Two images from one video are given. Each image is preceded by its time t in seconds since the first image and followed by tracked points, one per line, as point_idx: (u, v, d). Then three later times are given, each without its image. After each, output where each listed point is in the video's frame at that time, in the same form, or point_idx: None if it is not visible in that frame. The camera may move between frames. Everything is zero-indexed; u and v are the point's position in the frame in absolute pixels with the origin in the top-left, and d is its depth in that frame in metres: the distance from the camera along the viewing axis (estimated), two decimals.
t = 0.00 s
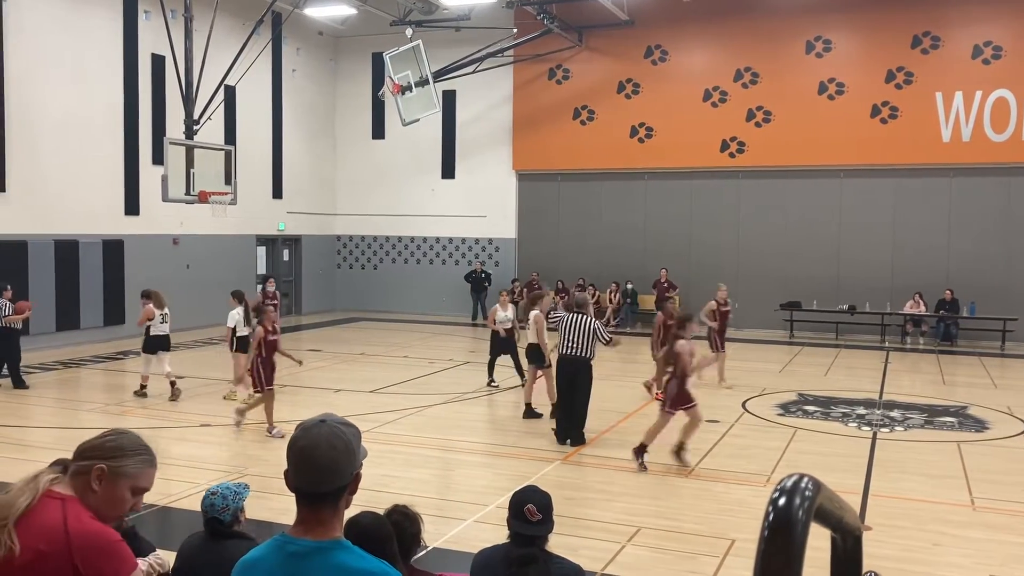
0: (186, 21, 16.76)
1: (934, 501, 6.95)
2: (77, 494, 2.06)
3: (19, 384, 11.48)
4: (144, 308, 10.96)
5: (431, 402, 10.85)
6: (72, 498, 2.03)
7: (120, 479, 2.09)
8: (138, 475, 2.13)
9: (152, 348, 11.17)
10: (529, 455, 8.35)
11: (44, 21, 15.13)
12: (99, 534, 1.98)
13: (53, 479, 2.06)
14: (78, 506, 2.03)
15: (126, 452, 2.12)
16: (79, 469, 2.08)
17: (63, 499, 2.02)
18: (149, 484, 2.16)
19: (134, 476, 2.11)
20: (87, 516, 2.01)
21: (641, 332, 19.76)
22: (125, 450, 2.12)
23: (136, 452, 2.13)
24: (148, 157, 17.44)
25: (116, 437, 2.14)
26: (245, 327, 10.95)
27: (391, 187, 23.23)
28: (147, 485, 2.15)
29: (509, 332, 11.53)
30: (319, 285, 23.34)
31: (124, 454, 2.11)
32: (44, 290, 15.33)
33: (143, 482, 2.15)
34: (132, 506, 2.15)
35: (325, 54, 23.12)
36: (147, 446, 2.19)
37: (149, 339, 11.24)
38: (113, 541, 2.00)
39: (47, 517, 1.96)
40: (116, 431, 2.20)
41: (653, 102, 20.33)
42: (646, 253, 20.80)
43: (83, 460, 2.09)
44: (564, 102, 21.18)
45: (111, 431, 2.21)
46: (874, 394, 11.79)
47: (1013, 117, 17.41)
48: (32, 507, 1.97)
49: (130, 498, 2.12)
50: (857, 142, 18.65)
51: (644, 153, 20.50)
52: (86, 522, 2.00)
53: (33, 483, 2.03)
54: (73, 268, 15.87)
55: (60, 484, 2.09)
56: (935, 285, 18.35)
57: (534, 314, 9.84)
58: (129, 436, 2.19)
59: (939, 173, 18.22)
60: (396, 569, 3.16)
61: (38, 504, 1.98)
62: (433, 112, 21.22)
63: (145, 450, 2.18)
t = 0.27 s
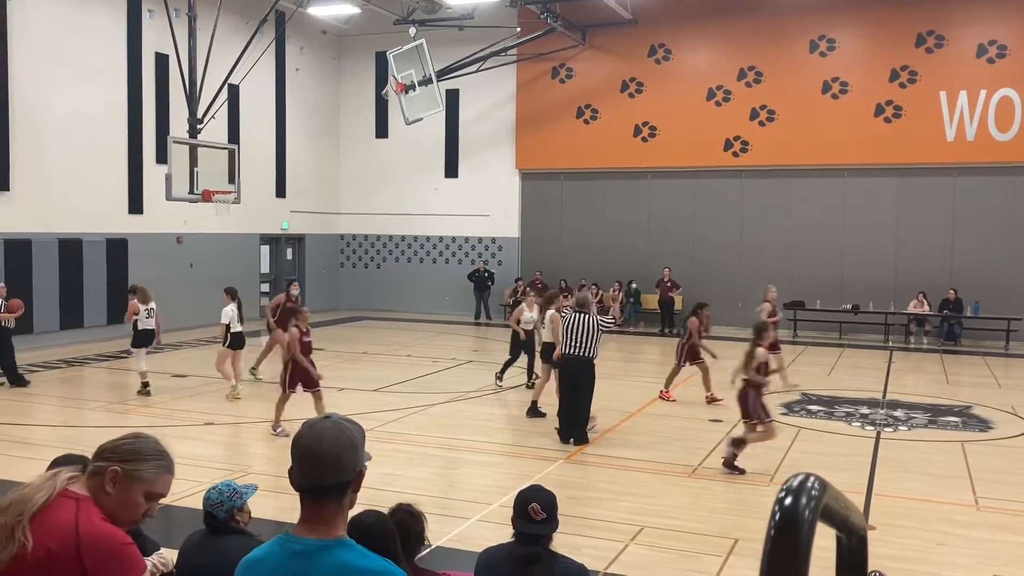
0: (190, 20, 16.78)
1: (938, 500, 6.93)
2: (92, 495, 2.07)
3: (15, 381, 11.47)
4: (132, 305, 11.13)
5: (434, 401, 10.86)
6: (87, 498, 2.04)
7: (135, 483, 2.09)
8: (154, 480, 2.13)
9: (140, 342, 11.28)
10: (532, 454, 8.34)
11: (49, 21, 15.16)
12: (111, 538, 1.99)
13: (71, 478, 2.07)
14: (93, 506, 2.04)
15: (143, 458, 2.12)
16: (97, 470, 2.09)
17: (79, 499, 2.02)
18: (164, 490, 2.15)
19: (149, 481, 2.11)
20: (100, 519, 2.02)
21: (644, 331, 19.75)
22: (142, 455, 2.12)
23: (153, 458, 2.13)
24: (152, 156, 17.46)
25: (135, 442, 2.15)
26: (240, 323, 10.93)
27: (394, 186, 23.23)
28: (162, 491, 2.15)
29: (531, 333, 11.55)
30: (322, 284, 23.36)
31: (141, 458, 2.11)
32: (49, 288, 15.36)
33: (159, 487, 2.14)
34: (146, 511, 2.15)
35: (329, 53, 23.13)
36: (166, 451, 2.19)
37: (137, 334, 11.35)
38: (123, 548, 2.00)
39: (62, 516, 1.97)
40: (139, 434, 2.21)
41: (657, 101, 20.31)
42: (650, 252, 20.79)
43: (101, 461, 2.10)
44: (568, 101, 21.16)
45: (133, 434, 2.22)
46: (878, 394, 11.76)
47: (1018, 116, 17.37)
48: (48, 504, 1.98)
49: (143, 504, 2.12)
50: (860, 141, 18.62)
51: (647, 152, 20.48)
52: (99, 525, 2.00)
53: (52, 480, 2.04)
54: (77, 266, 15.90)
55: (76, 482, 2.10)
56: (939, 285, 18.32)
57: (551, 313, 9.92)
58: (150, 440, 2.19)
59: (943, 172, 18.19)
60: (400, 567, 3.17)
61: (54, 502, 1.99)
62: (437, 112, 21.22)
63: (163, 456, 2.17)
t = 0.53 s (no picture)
0: (194, 19, 16.80)
1: (942, 500, 6.92)
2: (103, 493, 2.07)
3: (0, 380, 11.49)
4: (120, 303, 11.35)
5: (437, 399, 10.87)
6: (97, 496, 2.05)
7: (144, 483, 2.07)
8: (166, 481, 2.10)
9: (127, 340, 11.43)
10: (535, 453, 8.35)
11: (53, 20, 15.18)
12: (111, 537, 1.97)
13: (86, 476, 2.09)
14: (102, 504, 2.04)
15: (154, 458, 2.09)
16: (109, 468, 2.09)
17: (88, 496, 2.03)
18: (176, 492, 2.12)
19: (158, 482, 2.08)
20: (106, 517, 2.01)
21: (647, 330, 19.75)
22: (154, 456, 2.09)
23: (165, 459, 2.10)
24: (155, 154, 17.48)
25: (151, 441, 2.13)
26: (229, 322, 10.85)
27: (398, 185, 23.23)
28: (175, 493, 2.12)
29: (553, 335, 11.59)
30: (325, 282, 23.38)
31: (152, 458, 2.09)
32: (53, 286, 15.40)
33: (172, 489, 2.12)
34: (159, 513, 2.13)
35: (332, 51, 23.13)
36: (183, 453, 2.17)
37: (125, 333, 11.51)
38: (123, 548, 1.98)
39: (67, 511, 1.98)
40: (161, 435, 2.20)
41: (661, 100, 20.29)
42: (653, 251, 20.78)
43: (114, 459, 2.10)
44: (572, 100, 21.15)
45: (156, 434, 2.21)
46: (882, 393, 11.75)
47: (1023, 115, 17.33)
48: (57, 500, 2.00)
49: (155, 505, 2.10)
50: (864, 140, 18.60)
51: (651, 150, 20.46)
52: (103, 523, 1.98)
53: (67, 477, 2.07)
54: (81, 264, 15.92)
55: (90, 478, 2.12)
56: (943, 284, 18.29)
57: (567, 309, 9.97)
58: (169, 441, 2.17)
59: (946, 171, 18.16)
60: (402, 565, 3.17)
61: (63, 497, 2.01)
62: (440, 110, 21.23)
63: (179, 458, 2.14)
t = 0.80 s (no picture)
0: (198, 17, 16.81)
1: (946, 500, 6.92)
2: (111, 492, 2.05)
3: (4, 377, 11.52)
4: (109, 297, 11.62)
5: (441, 398, 10.88)
6: (104, 494, 2.03)
7: (152, 484, 2.04)
8: (173, 484, 2.06)
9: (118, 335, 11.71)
10: (539, 451, 8.35)
11: (57, 18, 15.20)
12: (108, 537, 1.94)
13: (97, 474, 2.08)
14: (109, 504, 2.02)
15: (163, 459, 2.06)
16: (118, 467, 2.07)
17: (95, 494, 2.02)
18: (183, 496, 2.08)
19: (165, 484, 2.04)
20: (109, 518, 1.98)
21: (651, 328, 19.74)
22: (163, 457, 2.06)
23: (174, 461, 2.06)
24: (159, 152, 17.50)
25: (163, 443, 2.10)
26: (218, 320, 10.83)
27: (401, 183, 23.24)
28: (183, 497, 2.08)
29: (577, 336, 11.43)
30: (329, 280, 23.41)
31: (160, 460, 2.05)
32: (58, 284, 15.44)
33: (180, 492, 2.08)
34: (167, 516, 2.09)
35: (336, 49, 23.14)
36: (195, 457, 2.13)
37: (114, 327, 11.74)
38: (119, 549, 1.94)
39: (71, 508, 1.97)
40: (176, 438, 2.17)
41: (664, 98, 20.26)
42: (656, 249, 20.77)
43: (125, 458, 2.08)
44: (575, 98, 21.14)
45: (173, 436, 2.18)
46: (885, 392, 11.73)
47: None
48: (63, 496, 1.99)
49: (162, 507, 2.07)
50: (868, 138, 18.57)
51: (655, 149, 20.44)
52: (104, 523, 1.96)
53: (78, 474, 2.07)
54: (86, 262, 15.95)
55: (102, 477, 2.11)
56: (947, 283, 18.26)
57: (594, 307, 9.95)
58: (183, 444, 2.14)
59: (951, 170, 18.12)
60: (405, 564, 3.17)
61: (69, 493, 2.00)
62: (444, 109, 21.24)
63: (189, 462, 2.10)
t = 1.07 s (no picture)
0: (202, 14, 16.83)
1: (951, 498, 6.90)
2: (108, 493, 2.02)
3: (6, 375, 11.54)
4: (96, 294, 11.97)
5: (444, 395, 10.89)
6: (102, 494, 2.01)
7: (146, 485, 1.99)
8: (168, 485, 2.01)
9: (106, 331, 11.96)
10: (542, 449, 8.35)
11: (62, 16, 15.23)
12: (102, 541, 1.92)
13: (95, 472, 2.06)
14: (105, 503, 2.00)
15: (157, 461, 2.00)
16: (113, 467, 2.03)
17: (93, 495, 2.00)
18: (179, 497, 2.03)
19: (158, 486, 1.99)
20: (106, 519, 1.96)
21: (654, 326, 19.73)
22: (156, 458, 2.00)
23: (168, 462, 2.00)
24: (163, 150, 17.52)
25: (158, 442, 2.03)
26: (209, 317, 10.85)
27: (405, 180, 23.23)
28: (178, 499, 2.03)
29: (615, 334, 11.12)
30: (332, 278, 23.43)
31: (156, 461, 2.00)
32: (62, 280, 15.49)
33: (175, 493, 2.03)
34: (163, 514, 2.05)
35: (340, 47, 23.15)
36: (191, 458, 2.06)
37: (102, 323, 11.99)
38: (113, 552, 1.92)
39: (67, 510, 1.96)
40: (173, 436, 2.10)
41: (668, 96, 20.24)
42: (660, 247, 20.74)
43: (121, 457, 2.04)
44: (579, 95, 21.12)
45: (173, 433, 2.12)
46: (890, 390, 11.71)
47: None
48: (62, 494, 1.98)
49: (157, 507, 2.02)
50: (872, 136, 18.53)
51: (659, 147, 20.42)
52: (99, 526, 1.94)
53: (78, 472, 2.06)
54: (90, 259, 15.98)
55: (101, 474, 2.08)
56: (952, 281, 18.22)
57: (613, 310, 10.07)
58: (181, 443, 2.08)
59: (955, 168, 18.07)
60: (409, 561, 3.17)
61: (68, 493, 1.99)
62: (447, 106, 21.24)
63: (183, 463, 2.03)
